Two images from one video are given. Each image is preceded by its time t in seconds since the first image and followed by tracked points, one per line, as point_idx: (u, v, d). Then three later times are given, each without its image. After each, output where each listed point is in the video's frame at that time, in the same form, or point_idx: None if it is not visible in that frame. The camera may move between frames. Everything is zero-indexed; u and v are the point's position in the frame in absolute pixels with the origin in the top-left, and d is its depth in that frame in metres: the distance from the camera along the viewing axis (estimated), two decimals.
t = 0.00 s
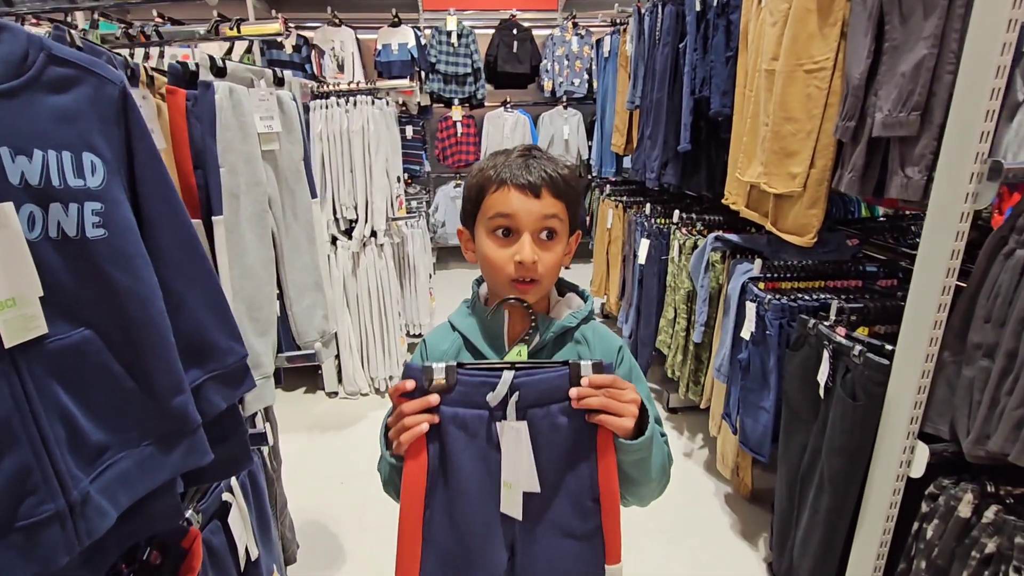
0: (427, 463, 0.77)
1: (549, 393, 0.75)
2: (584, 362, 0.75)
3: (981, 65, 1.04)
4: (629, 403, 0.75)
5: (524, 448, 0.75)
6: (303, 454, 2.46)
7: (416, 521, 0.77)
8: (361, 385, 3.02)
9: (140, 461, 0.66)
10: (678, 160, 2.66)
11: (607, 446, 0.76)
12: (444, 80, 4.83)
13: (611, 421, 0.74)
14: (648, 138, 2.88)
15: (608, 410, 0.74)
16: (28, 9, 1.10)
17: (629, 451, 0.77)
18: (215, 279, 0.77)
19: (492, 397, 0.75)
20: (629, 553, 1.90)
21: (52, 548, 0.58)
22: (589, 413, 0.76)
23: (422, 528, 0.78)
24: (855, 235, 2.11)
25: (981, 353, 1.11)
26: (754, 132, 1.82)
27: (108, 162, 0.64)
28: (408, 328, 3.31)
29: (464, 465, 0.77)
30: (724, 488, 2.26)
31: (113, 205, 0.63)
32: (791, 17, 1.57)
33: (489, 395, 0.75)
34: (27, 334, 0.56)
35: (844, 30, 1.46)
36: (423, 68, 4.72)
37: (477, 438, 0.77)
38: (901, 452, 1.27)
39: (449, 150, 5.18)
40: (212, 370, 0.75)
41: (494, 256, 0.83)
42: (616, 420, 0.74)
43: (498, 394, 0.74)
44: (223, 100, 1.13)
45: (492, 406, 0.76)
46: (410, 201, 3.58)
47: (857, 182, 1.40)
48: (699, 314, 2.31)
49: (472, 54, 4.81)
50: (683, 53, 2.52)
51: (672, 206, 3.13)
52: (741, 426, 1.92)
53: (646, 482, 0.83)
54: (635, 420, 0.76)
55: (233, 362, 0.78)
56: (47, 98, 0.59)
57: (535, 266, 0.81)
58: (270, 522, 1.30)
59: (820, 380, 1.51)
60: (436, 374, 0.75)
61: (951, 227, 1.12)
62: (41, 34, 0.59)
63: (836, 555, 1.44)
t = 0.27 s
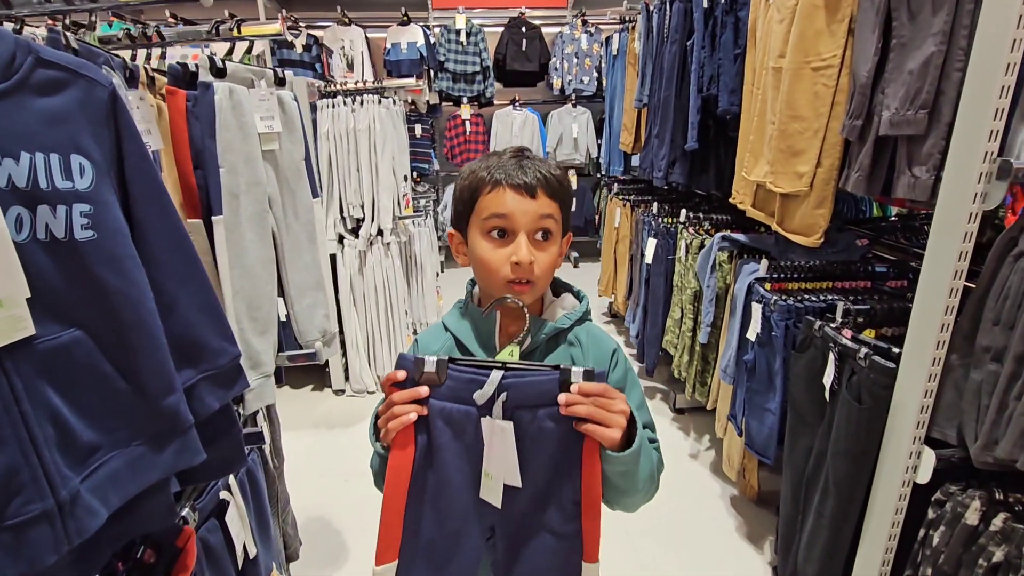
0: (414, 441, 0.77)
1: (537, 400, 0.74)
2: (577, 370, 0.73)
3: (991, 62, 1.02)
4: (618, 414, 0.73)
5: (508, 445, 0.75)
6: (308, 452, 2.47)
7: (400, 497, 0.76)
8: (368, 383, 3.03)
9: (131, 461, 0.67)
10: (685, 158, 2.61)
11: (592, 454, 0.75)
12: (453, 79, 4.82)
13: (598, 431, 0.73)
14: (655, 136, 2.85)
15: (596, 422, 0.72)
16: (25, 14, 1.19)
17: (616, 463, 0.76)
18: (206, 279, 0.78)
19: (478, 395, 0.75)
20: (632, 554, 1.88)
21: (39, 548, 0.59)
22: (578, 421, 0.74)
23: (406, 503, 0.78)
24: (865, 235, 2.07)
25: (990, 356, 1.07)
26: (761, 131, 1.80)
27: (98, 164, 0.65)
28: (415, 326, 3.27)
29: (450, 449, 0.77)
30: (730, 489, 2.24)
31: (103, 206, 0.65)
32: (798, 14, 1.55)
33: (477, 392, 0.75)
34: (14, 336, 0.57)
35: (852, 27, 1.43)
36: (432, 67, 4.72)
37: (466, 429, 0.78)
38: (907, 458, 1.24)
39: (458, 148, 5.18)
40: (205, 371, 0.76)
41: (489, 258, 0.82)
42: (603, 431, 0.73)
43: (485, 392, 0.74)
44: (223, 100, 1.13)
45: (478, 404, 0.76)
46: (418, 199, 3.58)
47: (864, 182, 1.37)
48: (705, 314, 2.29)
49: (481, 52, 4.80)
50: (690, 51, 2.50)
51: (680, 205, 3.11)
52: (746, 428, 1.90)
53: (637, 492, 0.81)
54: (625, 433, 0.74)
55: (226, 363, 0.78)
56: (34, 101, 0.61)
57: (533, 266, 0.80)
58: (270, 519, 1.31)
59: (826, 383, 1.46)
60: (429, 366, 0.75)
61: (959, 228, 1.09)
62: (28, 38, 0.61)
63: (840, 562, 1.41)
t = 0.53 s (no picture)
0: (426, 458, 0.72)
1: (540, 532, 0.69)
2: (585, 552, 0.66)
3: (1010, 57, 0.98)
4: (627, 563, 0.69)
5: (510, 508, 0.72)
6: (315, 451, 2.47)
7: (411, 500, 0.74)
8: (375, 382, 3.03)
9: (130, 462, 0.66)
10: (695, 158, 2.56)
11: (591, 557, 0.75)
12: (461, 77, 4.80)
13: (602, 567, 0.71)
14: (665, 134, 2.82)
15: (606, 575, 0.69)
16: (28, 13, 1.19)
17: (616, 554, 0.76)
18: (207, 280, 0.77)
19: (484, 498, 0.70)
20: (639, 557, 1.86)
21: (36, 552, 0.58)
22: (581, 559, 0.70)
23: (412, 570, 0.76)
24: (878, 234, 2.03)
25: (1008, 360, 1.03)
26: (771, 129, 1.77)
27: (96, 165, 0.65)
28: (422, 326, 3.25)
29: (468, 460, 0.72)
30: (739, 492, 2.21)
31: (100, 208, 0.64)
32: (810, 10, 1.52)
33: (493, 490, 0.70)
34: (9, 339, 0.57)
35: (866, 23, 1.40)
36: (441, 66, 4.71)
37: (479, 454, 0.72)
38: (920, 463, 1.21)
39: (466, 147, 5.16)
40: (205, 373, 0.76)
41: (493, 262, 0.82)
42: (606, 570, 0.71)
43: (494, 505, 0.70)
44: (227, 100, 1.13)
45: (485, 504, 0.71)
46: (426, 199, 3.58)
47: (877, 181, 1.34)
48: (714, 314, 2.26)
49: (490, 51, 4.78)
50: (700, 48, 2.46)
51: (689, 204, 3.07)
52: (756, 430, 1.87)
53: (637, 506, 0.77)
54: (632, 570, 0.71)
55: (226, 365, 0.78)
56: (30, 102, 0.60)
57: (537, 273, 0.80)
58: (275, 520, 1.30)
59: (837, 385, 1.43)
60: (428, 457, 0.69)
61: (976, 228, 1.06)
62: (24, 39, 0.61)
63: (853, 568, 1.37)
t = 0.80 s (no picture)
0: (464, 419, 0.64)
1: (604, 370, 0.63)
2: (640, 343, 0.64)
3: None
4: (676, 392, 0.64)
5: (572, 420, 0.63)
6: (323, 449, 2.48)
7: (447, 478, 0.64)
8: (383, 381, 3.03)
9: (135, 463, 0.66)
10: (704, 155, 2.57)
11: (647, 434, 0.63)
12: (469, 75, 4.80)
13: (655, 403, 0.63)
14: (674, 133, 2.80)
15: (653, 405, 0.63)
16: (34, 10, 1.19)
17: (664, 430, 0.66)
18: (212, 278, 0.77)
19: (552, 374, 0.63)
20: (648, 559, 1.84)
21: (41, 552, 0.58)
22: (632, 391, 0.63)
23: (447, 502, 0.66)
24: (892, 233, 2.00)
25: None
26: (783, 126, 1.74)
27: (102, 163, 0.65)
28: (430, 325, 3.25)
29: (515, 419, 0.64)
30: (749, 493, 2.18)
31: (106, 206, 0.64)
32: (822, 4, 1.49)
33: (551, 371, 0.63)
34: (15, 338, 0.57)
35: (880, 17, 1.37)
36: (448, 64, 4.69)
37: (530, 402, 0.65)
38: (936, 466, 1.17)
39: (474, 145, 5.15)
40: (212, 373, 0.75)
41: (487, 266, 0.80)
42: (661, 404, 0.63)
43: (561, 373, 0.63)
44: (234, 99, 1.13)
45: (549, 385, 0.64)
46: (433, 197, 3.57)
47: (892, 179, 1.32)
48: (724, 314, 2.24)
49: (497, 49, 4.76)
50: (710, 44, 2.44)
51: (698, 203, 3.05)
52: (767, 431, 1.84)
53: (672, 475, 0.71)
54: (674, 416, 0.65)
55: (233, 364, 0.77)
56: (35, 100, 0.60)
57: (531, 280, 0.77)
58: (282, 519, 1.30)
59: (850, 387, 1.41)
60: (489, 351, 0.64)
61: (994, 226, 1.04)
62: (30, 37, 0.60)
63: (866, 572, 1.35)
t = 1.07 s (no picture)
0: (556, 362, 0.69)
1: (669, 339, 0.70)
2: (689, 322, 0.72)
3: None
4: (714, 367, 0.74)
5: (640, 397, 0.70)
6: (329, 447, 2.48)
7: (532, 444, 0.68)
8: (388, 379, 3.04)
9: (145, 460, 0.66)
10: (711, 153, 2.56)
11: (699, 407, 0.70)
12: (475, 74, 4.78)
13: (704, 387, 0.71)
14: (680, 131, 2.78)
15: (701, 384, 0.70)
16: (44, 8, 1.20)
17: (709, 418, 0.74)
18: (221, 275, 0.77)
19: (635, 318, 0.70)
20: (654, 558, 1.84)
21: (52, 548, 0.58)
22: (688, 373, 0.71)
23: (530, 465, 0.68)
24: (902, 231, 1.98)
25: None
26: (792, 124, 1.73)
27: (112, 160, 0.65)
28: (435, 323, 3.25)
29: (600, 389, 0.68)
30: (756, 493, 2.17)
31: (117, 204, 0.64)
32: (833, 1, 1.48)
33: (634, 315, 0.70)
34: (25, 335, 0.57)
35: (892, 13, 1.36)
36: (454, 63, 4.68)
37: (614, 353, 0.70)
38: (948, 467, 1.15)
39: (479, 144, 5.14)
40: (221, 371, 0.75)
41: (481, 263, 0.81)
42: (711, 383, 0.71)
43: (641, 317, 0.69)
44: (242, 98, 1.13)
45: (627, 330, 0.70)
46: (439, 196, 3.57)
47: (904, 177, 1.30)
48: (731, 312, 2.22)
49: (503, 47, 4.75)
50: (717, 42, 2.42)
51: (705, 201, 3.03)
52: (775, 430, 1.83)
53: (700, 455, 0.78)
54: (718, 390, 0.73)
55: (242, 362, 0.78)
56: (46, 96, 0.60)
57: (521, 275, 0.77)
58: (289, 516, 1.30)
59: (860, 386, 1.40)
60: (592, 281, 0.70)
61: (1010, 224, 1.02)
62: (40, 33, 0.60)
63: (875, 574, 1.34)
